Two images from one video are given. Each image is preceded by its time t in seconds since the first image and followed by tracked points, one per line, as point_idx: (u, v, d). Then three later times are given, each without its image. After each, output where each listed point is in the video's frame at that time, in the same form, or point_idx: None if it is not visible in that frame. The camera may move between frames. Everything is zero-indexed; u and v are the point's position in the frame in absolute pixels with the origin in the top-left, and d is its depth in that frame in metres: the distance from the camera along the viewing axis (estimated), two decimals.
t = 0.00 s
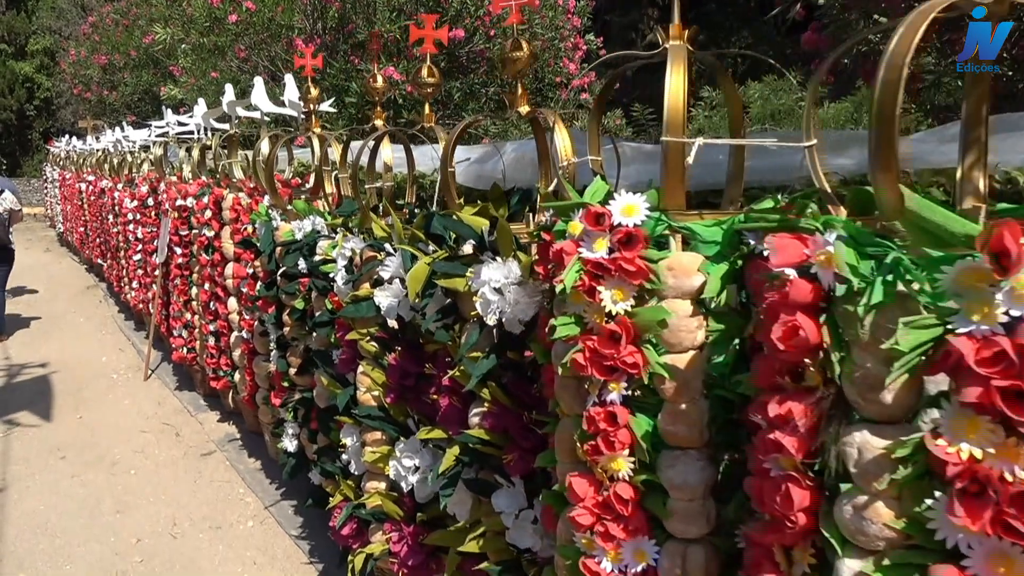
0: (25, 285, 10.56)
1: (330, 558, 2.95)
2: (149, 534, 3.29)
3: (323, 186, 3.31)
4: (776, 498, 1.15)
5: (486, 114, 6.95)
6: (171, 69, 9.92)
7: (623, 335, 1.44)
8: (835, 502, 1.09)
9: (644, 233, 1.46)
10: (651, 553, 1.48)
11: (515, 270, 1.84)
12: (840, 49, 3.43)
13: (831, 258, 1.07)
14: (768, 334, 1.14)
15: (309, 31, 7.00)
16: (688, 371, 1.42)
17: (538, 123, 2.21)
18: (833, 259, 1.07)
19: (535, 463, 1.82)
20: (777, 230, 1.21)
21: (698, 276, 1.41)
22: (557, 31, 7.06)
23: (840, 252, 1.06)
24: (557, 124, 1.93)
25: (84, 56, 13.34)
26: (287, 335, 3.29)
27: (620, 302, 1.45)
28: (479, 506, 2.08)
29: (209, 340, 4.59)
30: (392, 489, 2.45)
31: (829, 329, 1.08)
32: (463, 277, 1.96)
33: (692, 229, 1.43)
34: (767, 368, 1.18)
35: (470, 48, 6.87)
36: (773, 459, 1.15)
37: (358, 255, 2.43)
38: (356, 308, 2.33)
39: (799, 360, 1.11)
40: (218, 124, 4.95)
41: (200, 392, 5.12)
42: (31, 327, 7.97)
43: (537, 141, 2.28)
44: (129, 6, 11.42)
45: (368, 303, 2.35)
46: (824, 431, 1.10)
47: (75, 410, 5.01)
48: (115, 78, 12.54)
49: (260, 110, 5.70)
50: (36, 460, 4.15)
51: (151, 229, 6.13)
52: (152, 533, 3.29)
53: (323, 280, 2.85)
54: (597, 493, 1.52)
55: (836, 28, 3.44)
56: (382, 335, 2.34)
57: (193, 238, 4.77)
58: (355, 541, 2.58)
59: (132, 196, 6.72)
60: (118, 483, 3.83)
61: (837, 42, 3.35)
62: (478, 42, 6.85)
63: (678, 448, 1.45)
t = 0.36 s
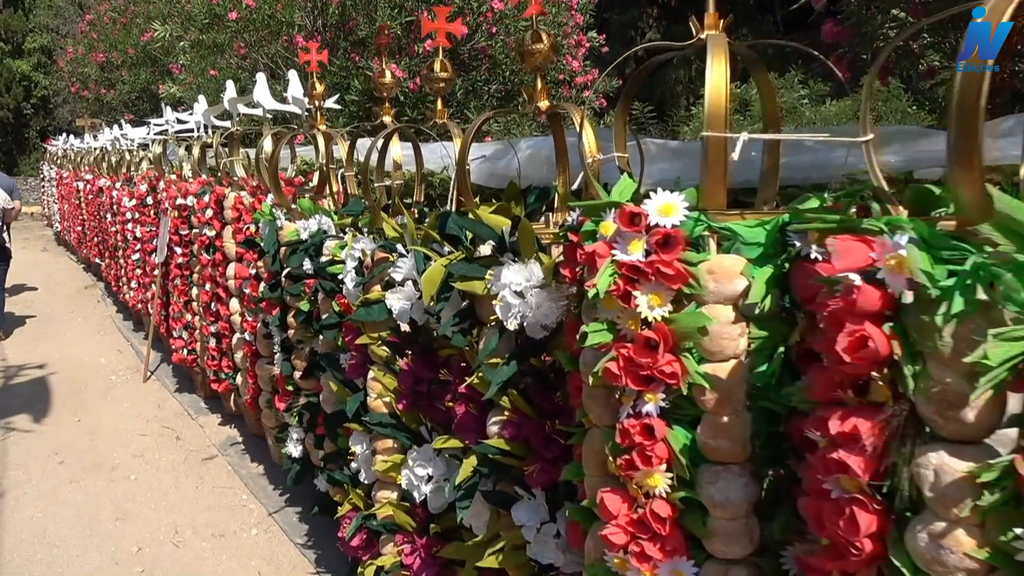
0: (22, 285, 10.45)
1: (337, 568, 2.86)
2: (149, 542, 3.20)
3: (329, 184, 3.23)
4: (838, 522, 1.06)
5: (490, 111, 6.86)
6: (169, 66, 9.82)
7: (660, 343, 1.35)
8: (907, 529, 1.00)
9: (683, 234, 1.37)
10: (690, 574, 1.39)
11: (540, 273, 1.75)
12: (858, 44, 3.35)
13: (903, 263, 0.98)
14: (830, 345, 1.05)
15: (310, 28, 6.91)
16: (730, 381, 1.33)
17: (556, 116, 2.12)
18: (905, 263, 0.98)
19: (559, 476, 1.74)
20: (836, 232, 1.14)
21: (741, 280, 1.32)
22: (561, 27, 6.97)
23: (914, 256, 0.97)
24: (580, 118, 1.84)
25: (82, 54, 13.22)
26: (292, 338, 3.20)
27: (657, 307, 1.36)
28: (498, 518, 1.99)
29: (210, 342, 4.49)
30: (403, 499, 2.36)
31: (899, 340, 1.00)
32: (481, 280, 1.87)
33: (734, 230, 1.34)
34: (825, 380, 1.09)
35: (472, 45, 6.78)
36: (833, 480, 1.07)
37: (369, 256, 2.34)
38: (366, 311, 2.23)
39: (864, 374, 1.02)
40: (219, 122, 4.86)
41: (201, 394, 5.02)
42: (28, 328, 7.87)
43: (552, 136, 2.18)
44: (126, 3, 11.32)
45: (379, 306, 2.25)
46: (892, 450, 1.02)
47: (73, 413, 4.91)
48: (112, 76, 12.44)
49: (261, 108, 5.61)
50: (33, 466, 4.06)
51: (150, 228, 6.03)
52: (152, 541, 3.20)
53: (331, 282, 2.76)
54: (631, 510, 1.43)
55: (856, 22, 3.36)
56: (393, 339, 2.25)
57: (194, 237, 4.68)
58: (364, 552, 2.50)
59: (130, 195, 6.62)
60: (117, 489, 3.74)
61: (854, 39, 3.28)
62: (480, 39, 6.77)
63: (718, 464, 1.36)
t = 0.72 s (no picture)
0: (21, 289, 10.37)
1: None
2: (151, 555, 3.10)
3: (335, 186, 3.14)
4: (914, 549, 0.97)
5: (494, 112, 6.78)
6: (169, 67, 9.73)
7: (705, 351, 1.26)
8: (994, 559, 0.91)
9: (728, 234, 1.27)
10: None
11: (567, 279, 1.65)
12: (880, 39, 3.26)
13: (991, 265, 0.90)
14: (905, 355, 0.96)
15: (312, 28, 6.82)
16: (780, 393, 1.24)
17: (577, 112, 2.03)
18: (994, 265, 0.89)
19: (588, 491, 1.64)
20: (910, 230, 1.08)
21: (791, 283, 1.23)
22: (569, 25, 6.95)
23: (1004, 257, 0.89)
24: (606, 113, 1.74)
25: (80, 55, 13.12)
26: (298, 343, 3.11)
27: (700, 313, 1.26)
28: (519, 534, 1.90)
29: (212, 347, 4.40)
30: (417, 512, 2.27)
31: (985, 350, 0.91)
32: (502, 284, 1.77)
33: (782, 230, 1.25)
34: (896, 394, 1.00)
35: (476, 45, 6.70)
36: (906, 502, 0.98)
37: (381, 259, 2.24)
38: (378, 317, 2.14)
39: (946, 387, 0.93)
40: (220, 122, 4.78)
41: (203, 400, 4.93)
42: (27, 332, 7.77)
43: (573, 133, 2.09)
44: (125, 5, 11.24)
45: (392, 311, 2.16)
46: (976, 472, 0.93)
47: (72, 420, 4.82)
48: (111, 78, 12.34)
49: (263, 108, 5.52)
50: (32, 475, 3.97)
51: (150, 231, 5.94)
52: (154, 554, 3.11)
53: (339, 286, 2.67)
54: (670, 530, 1.33)
55: (878, 16, 3.26)
56: (406, 345, 2.16)
57: (195, 240, 4.59)
58: (376, 567, 2.40)
59: (130, 198, 6.53)
60: (118, 499, 3.65)
61: (875, 33, 3.19)
62: (484, 39, 6.68)
63: (765, 481, 1.27)
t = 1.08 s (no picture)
0: (17, 293, 10.24)
1: None
2: (149, 568, 3.00)
3: (339, 187, 3.04)
4: None
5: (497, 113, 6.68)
6: (167, 70, 9.64)
7: (754, 360, 1.15)
8: None
9: (780, 232, 1.17)
10: None
11: (595, 283, 1.56)
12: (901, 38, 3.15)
13: None
14: (997, 368, 0.86)
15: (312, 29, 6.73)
16: (837, 407, 1.14)
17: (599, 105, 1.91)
18: None
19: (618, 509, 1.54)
20: (996, 227, 1.03)
21: (850, 286, 1.13)
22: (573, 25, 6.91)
23: None
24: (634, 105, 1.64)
25: (77, 58, 13.01)
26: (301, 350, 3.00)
27: (749, 319, 1.16)
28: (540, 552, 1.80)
29: (212, 353, 4.30)
30: (429, 527, 2.16)
31: None
32: (522, 288, 1.67)
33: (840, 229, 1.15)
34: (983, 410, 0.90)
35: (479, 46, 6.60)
36: (995, 531, 0.88)
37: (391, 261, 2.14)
38: (389, 323, 2.03)
39: None
40: (220, 123, 4.68)
41: (202, 407, 4.82)
42: (22, 337, 7.66)
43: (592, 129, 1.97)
44: (122, 7, 11.14)
45: (403, 315, 2.06)
46: None
47: (68, 428, 4.71)
48: (108, 81, 12.22)
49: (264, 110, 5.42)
50: (26, 484, 3.86)
51: (148, 234, 5.84)
52: (153, 567, 3.00)
53: (346, 290, 2.57)
54: (713, 554, 1.23)
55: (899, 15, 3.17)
56: (418, 352, 2.06)
57: (194, 243, 4.49)
58: None
59: (128, 201, 6.43)
60: (115, 510, 3.54)
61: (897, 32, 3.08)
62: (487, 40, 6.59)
63: (820, 502, 1.16)
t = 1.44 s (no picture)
0: (14, 292, 10.14)
1: None
2: None
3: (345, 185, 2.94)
4: None
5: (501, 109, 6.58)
6: (165, 66, 9.53)
7: (815, 375, 1.05)
8: None
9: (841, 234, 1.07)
10: None
11: (626, 287, 1.46)
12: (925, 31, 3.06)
13: None
14: None
15: (313, 24, 6.63)
16: (906, 427, 1.04)
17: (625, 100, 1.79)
18: None
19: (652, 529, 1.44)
20: None
21: (920, 294, 1.03)
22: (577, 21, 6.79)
23: None
24: (668, 97, 1.53)
25: (75, 54, 12.90)
26: (306, 353, 2.90)
27: (809, 329, 1.06)
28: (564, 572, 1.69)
29: (213, 355, 4.19)
30: (443, 541, 2.06)
31: None
32: (547, 292, 1.57)
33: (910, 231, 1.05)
34: None
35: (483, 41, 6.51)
36: None
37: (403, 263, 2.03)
38: (401, 328, 1.94)
39: None
40: (220, 119, 4.58)
41: (203, 410, 4.72)
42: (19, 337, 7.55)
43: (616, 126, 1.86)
44: (120, 3, 11.03)
45: (416, 320, 1.96)
46: None
47: (66, 431, 4.60)
48: (106, 77, 12.11)
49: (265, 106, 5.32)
50: (22, 490, 3.76)
51: (147, 233, 5.74)
52: None
53: (354, 292, 2.47)
54: None
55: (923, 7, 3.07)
56: (433, 359, 1.96)
57: (195, 241, 4.39)
58: None
59: (127, 199, 6.33)
60: (114, 518, 3.44)
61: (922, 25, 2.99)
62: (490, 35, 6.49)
63: (885, 529, 1.06)
